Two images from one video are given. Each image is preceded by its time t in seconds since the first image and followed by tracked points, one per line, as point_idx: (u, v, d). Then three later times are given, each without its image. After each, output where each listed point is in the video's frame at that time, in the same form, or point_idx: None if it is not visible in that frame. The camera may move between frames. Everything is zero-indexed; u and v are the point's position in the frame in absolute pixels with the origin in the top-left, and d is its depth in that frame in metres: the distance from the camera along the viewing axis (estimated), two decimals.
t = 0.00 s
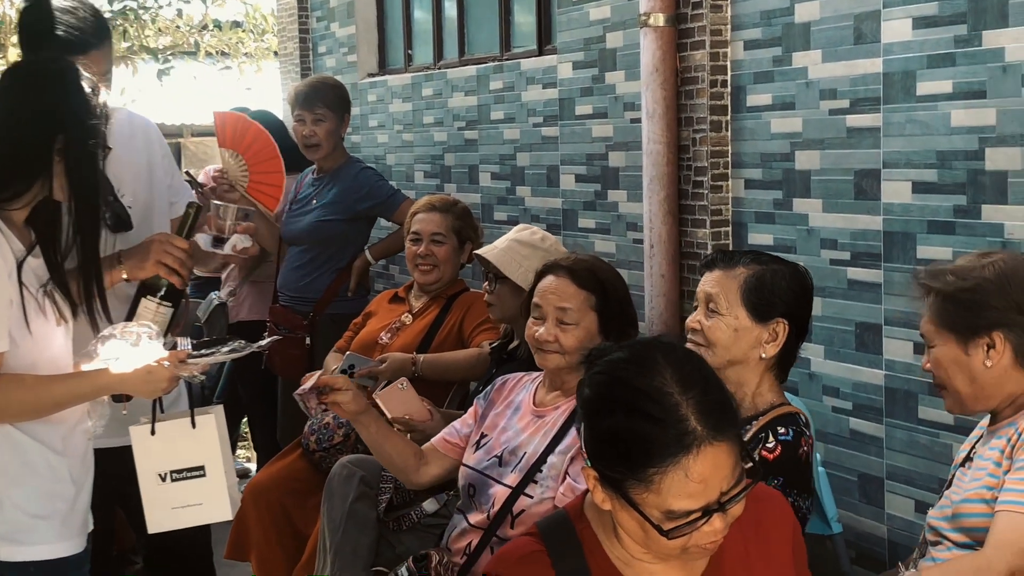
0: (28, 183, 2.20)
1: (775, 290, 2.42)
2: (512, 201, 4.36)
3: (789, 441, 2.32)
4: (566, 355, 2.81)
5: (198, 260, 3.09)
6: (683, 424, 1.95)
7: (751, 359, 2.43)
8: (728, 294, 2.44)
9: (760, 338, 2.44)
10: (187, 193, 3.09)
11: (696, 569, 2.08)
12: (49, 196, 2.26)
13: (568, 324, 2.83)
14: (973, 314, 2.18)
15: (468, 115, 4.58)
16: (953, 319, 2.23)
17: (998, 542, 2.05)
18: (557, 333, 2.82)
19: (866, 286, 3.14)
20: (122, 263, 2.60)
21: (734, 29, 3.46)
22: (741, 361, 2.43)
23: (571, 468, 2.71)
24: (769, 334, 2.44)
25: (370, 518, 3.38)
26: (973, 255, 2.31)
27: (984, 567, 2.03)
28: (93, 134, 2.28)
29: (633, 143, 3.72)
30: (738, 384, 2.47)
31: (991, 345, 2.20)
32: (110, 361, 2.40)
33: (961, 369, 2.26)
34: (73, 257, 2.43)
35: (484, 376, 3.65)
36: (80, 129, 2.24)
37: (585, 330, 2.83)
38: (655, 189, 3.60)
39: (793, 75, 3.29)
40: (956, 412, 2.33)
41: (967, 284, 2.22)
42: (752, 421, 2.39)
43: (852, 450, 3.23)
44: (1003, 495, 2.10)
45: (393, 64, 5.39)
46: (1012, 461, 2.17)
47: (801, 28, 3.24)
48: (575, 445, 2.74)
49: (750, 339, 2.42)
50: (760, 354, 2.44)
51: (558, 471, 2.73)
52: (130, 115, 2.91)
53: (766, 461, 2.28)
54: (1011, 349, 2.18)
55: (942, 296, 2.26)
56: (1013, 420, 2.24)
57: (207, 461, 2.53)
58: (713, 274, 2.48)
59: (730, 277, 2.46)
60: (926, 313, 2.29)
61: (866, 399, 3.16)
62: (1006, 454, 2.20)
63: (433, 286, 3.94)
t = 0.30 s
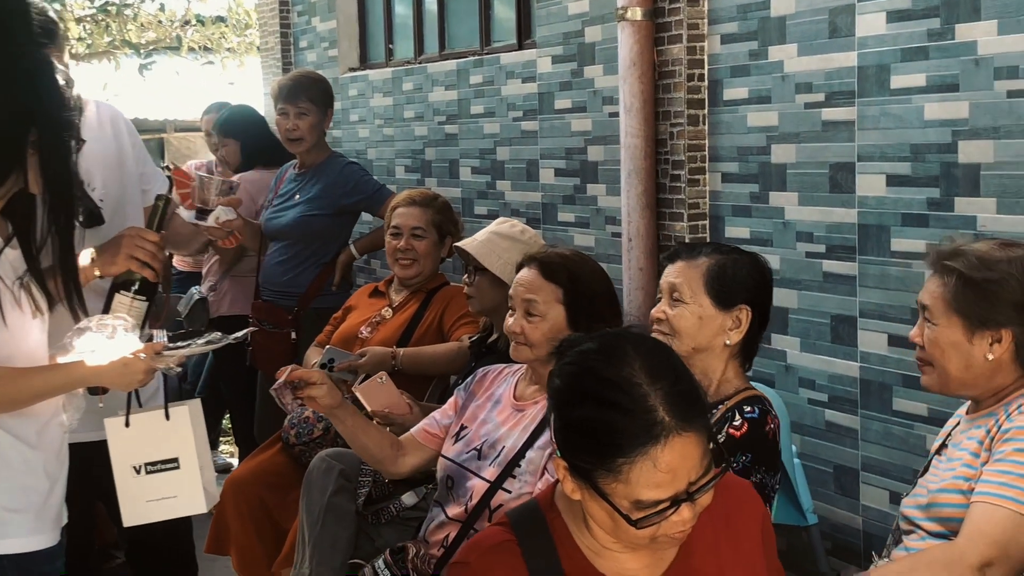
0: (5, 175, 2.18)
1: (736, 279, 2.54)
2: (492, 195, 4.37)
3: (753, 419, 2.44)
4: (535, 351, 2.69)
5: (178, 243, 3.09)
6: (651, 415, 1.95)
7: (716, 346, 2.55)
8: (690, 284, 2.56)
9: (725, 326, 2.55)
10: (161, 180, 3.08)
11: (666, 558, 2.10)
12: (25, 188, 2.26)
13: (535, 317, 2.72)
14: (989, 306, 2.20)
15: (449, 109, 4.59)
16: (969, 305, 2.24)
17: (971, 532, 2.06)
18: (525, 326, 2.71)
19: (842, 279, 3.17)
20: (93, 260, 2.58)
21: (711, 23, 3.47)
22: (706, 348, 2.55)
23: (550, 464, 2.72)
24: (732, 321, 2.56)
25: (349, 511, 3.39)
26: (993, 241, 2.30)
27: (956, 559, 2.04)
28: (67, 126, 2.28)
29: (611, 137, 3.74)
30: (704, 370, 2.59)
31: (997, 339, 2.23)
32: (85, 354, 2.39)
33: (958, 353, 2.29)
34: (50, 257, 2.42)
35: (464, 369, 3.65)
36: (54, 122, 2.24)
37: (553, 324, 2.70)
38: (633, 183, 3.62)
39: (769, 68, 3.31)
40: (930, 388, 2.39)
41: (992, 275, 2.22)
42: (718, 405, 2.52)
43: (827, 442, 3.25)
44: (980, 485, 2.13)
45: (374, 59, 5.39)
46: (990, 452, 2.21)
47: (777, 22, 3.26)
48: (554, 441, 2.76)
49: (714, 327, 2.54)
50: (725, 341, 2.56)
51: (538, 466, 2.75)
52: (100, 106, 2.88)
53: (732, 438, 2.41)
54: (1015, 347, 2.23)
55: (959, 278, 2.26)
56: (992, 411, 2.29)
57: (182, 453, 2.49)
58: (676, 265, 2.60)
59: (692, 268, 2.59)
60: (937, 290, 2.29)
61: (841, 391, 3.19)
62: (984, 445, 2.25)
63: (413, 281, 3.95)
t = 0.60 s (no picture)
0: None
1: (701, 267, 2.57)
2: (466, 186, 4.38)
3: (721, 405, 2.48)
4: (502, 341, 2.68)
5: (149, 232, 3.10)
6: (613, 402, 1.94)
7: (682, 335, 2.57)
8: (657, 273, 2.58)
9: (690, 314, 2.58)
10: (130, 172, 3.06)
11: (629, 544, 2.09)
12: None
13: (502, 308, 2.70)
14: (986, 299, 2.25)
15: (423, 101, 4.59)
16: (965, 295, 2.28)
17: (944, 521, 2.13)
18: (492, 316, 2.70)
19: (811, 269, 3.19)
20: (57, 255, 2.55)
21: (682, 15, 3.48)
22: (672, 337, 2.57)
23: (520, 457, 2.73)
24: (697, 309, 2.58)
25: (321, 502, 3.39)
26: (991, 232, 2.33)
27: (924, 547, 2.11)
28: (29, 114, 2.26)
29: (584, 128, 3.75)
30: (671, 358, 2.62)
31: (986, 332, 2.28)
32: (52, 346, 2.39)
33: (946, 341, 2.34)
34: (12, 249, 2.36)
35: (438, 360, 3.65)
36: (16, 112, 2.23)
37: (520, 315, 2.68)
38: (605, 173, 3.64)
39: (739, 59, 3.32)
40: (909, 371, 2.45)
41: (991, 268, 2.26)
42: (686, 391, 2.55)
43: (797, 431, 3.28)
44: (955, 475, 2.20)
45: (349, 50, 5.39)
46: (965, 443, 2.30)
47: (747, 12, 3.27)
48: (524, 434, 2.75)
49: (680, 315, 2.56)
50: (690, 329, 2.58)
51: (509, 455, 2.76)
52: (66, 99, 2.85)
53: (699, 424, 2.45)
54: (1002, 341, 2.29)
55: (956, 267, 2.30)
56: (969, 402, 2.36)
57: (150, 443, 2.48)
58: (642, 255, 2.62)
59: (657, 257, 2.61)
60: (933, 277, 2.33)
61: (810, 379, 3.22)
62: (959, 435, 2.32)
63: (387, 272, 3.94)
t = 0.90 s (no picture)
0: None
1: (668, 257, 2.59)
2: (441, 180, 4.39)
3: (691, 397, 2.51)
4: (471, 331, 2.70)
5: (120, 228, 3.06)
6: (577, 391, 1.92)
7: (650, 325, 2.60)
8: (624, 264, 2.61)
9: (657, 304, 2.60)
10: (101, 168, 3.05)
11: (595, 532, 2.08)
12: None
13: (472, 299, 2.71)
14: (966, 291, 2.34)
15: (398, 94, 4.59)
16: (945, 287, 2.37)
17: (912, 508, 2.25)
18: (462, 307, 2.71)
19: (782, 261, 3.22)
20: (27, 248, 2.54)
21: (654, 7, 3.49)
22: (641, 327, 2.60)
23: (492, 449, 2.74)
24: (665, 299, 2.61)
25: (296, 494, 3.39)
26: (974, 225, 2.42)
27: (892, 533, 2.25)
28: None
29: (558, 121, 3.76)
30: (641, 348, 2.65)
31: (965, 324, 2.38)
32: (24, 335, 2.38)
33: (924, 332, 2.43)
34: None
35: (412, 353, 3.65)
36: None
37: (492, 306, 2.69)
38: (579, 166, 3.65)
39: (711, 52, 3.33)
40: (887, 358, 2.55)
41: (971, 260, 2.34)
42: (657, 381, 2.57)
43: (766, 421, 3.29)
44: (927, 464, 2.30)
45: (325, 44, 5.38)
46: (939, 432, 2.40)
47: (719, 5, 3.28)
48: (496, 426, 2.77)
49: (647, 305, 2.59)
50: (658, 319, 2.61)
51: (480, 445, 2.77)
52: (38, 93, 2.83)
53: (669, 414, 2.47)
54: (979, 333, 2.38)
55: (937, 259, 2.39)
56: (945, 392, 2.46)
57: (128, 431, 2.44)
58: (611, 247, 2.65)
59: (626, 249, 2.64)
60: (914, 268, 2.42)
61: (782, 370, 3.25)
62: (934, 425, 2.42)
63: (362, 266, 3.94)
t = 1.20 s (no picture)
0: None
1: (631, 247, 2.63)
2: (412, 173, 4.39)
3: (656, 387, 2.53)
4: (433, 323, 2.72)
5: (80, 235, 3.11)
6: (540, 381, 1.90)
7: (613, 317, 2.63)
8: (586, 256, 2.65)
9: (620, 295, 2.64)
10: (64, 172, 3.00)
11: (558, 522, 2.05)
12: None
13: (437, 290, 2.71)
14: (936, 282, 2.35)
15: (369, 88, 4.59)
16: (915, 277, 2.37)
17: (871, 493, 2.30)
18: (426, 297, 2.72)
19: (749, 253, 3.24)
20: None
21: None
22: (605, 318, 2.64)
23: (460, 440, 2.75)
24: (628, 291, 2.64)
25: (264, 488, 3.37)
26: (943, 215, 2.42)
27: (849, 517, 2.30)
28: None
29: (528, 114, 3.77)
30: (605, 339, 2.67)
31: (933, 314, 2.39)
32: None
33: (894, 323, 2.43)
34: None
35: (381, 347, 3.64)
36: None
37: (455, 298, 2.70)
38: (548, 159, 3.66)
39: (678, 45, 3.35)
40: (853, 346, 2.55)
41: (942, 251, 2.35)
42: (623, 372, 2.60)
43: (733, 411, 3.30)
44: (890, 451, 2.35)
45: (296, 37, 5.37)
46: (903, 421, 2.42)
47: None
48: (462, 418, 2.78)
49: (610, 297, 2.63)
50: (621, 311, 2.65)
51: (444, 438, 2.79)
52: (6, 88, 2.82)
53: (635, 406, 2.50)
54: (947, 323, 2.40)
55: (908, 250, 2.39)
56: (911, 380, 2.48)
57: (99, 420, 2.42)
58: (576, 239, 2.68)
59: (589, 241, 2.67)
60: (884, 258, 2.41)
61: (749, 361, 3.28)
62: (897, 414, 2.45)
63: (332, 259, 3.93)
